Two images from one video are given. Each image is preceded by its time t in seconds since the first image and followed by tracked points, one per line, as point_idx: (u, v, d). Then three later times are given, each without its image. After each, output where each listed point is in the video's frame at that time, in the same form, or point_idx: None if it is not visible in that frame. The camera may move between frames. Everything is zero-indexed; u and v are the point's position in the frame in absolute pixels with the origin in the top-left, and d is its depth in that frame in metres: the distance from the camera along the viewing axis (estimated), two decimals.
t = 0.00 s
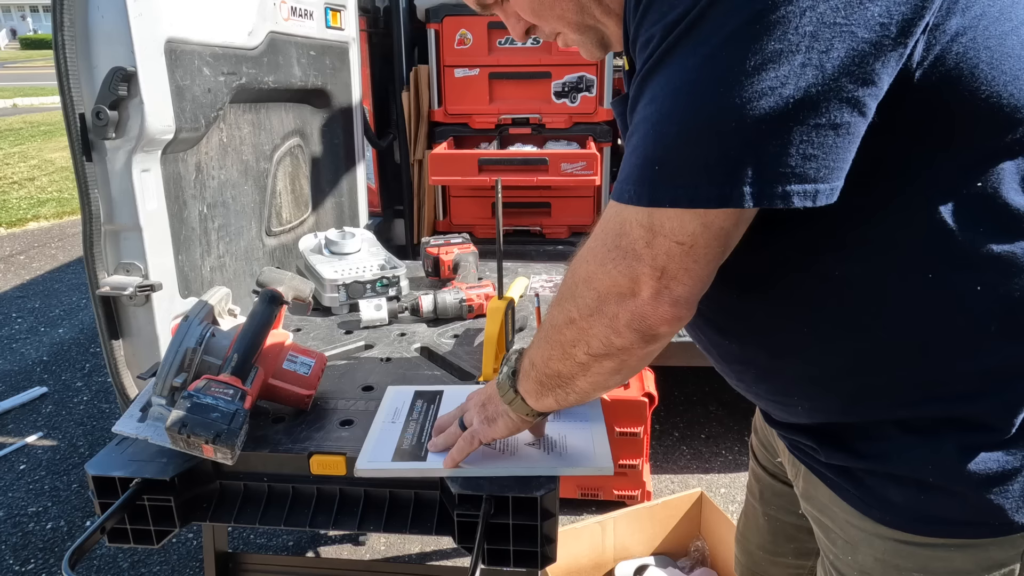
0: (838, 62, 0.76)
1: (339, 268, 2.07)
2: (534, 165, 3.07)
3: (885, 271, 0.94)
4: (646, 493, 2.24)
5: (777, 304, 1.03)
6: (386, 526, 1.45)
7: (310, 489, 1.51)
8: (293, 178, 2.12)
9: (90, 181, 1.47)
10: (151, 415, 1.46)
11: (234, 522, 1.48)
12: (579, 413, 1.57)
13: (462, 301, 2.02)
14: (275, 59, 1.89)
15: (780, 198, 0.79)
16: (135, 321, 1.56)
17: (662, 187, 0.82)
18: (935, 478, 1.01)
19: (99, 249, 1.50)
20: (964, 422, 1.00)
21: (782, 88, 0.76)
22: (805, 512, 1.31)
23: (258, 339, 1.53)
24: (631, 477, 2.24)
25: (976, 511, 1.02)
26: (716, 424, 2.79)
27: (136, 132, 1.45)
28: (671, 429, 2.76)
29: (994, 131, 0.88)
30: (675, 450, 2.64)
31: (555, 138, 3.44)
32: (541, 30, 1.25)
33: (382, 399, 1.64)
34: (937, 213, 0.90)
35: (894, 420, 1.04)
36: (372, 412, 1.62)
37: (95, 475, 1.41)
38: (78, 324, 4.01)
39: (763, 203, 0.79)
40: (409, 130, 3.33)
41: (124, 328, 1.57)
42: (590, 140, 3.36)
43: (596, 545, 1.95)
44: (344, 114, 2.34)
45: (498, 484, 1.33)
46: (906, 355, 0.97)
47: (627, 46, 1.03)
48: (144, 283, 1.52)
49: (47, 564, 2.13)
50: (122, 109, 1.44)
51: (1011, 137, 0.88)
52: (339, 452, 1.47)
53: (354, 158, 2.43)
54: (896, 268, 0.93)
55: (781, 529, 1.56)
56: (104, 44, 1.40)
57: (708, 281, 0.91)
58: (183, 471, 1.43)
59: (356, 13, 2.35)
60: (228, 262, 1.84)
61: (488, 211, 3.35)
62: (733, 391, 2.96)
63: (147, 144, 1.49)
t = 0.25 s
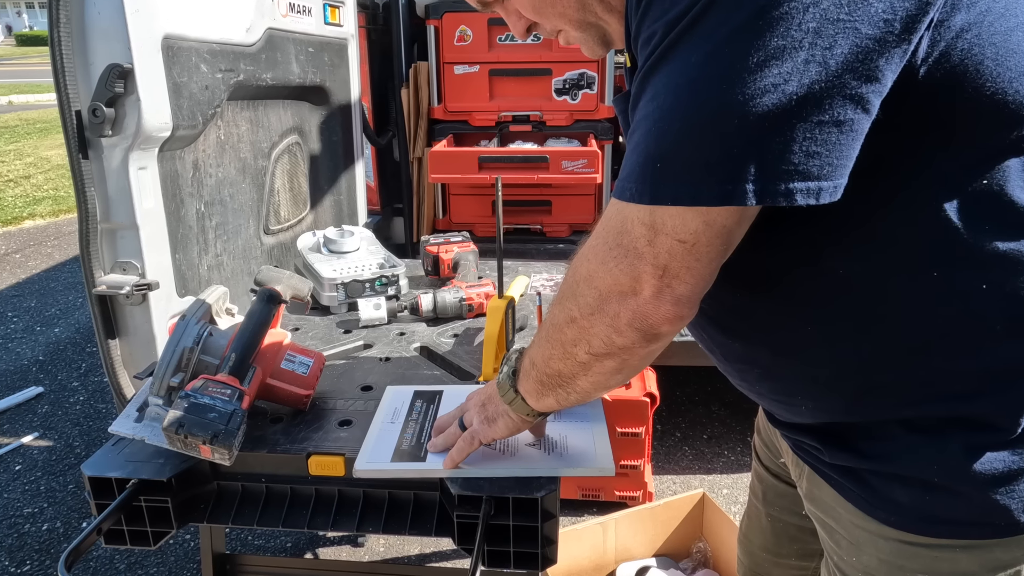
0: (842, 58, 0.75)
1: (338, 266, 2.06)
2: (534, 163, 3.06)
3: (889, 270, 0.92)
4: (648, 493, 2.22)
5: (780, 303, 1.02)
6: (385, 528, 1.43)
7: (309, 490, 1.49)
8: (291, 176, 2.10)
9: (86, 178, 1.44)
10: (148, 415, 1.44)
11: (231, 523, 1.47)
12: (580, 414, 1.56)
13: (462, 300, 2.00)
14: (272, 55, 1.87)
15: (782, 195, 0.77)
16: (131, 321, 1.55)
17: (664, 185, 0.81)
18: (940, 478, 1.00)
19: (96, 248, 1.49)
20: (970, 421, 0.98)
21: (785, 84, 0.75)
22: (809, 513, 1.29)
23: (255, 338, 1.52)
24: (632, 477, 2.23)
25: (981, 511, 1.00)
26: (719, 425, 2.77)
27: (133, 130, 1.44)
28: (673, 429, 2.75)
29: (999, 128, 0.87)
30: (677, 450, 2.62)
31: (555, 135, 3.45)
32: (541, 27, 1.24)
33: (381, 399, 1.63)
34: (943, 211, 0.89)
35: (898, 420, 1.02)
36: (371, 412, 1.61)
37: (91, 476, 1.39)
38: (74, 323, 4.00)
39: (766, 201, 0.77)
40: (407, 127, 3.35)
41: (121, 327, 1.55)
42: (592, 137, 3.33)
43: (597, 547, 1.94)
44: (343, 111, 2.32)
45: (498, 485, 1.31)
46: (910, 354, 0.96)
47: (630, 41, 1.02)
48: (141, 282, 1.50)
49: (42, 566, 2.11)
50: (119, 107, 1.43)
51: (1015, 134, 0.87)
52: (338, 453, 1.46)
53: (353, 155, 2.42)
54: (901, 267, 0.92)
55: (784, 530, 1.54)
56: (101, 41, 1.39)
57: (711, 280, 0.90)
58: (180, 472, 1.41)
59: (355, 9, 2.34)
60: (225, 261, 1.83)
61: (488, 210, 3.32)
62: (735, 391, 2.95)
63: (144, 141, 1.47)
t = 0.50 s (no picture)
0: (845, 53, 0.74)
1: (337, 265, 2.04)
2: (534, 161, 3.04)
3: (893, 267, 0.91)
4: (650, 494, 2.21)
5: (782, 301, 1.00)
6: (384, 529, 1.42)
7: (307, 490, 1.48)
8: (289, 174, 2.09)
9: (82, 175, 1.43)
10: (145, 416, 1.43)
11: (229, 524, 1.46)
12: (581, 414, 1.54)
13: (462, 299, 1.99)
14: (271, 52, 1.86)
15: (784, 192, 0.76)
16: (128, 320, 1.53)
17: (665, 182, 0.80)
18: (945, 478, 0.98)
19: (92, 246, 1.47)
20: (974, 421, 0.97)
21: (787, 80, 0.73)
22: (812, 514, 1.28)
23: (253, 337, 1.50)
24: (634, 478, 2.21)
25: (986, 511, 0.99)
26: (721, 425, 2.76)
27: (130, 127, 1.43)
28: (675, 429, 2.73)
29: (1004, 125, 0.86)
30: (679, 451, 2.61)
31: (556, 132, 3.43)
32: (543, 24, 1.22)
33: (380, 399, 1.61)
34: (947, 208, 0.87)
35: (902, 419, 1.01)
36: (370, 412, 1.59)
37: (87, 477, 1.38)
38: (70, 322, 3.98)
39: (768, 198, 0.76)
40: (406, 125, 3.33)
41: (118, 327, 1.54)
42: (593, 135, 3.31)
43: (598, 548, 1.92)
44: (341, 109, 2.31)
45: (499, 485, 1.30)
46: (913, 354, 0.94)
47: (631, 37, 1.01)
48: (137, 281, 1.49)
49: (38, 567, 2.10)
50: (116, 104, 1.42)
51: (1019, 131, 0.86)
52: (336, 453, 1.44)
53: (351, 153, 2.41)
54: (905, 264, 0.90)
55: (787, 531, 1.53)
56: (97, 37, 1.37)
57: (713, 278, 0.89)
58: (177, 473, 1.40)
59: (354, 6, 2.32)
60: (223, 259, 1.81)
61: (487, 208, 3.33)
62: (737, 391, 2.93)
63: (141, 139, 1.46)
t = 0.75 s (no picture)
0: (848, 50, 0.72)
1: (335, 264, 2.03)
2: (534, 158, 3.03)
3: (897, 267, 0.89)
4: (651, 495, 2.20)
5: (785, 300, 0.99)
6: (383, 531, 1.40)
7: (305, 491, 1.46)
8: (287, 172, 2.07)
9: (79, 173, 1.42)
10: (141, 416, 1.41)
11: (226, 526, 1.44)
12: (582, 414, 1.53)
13: (462, 298, 1.97)
14: (269, 49, 1.84)
15: (786, 189, 0.74)
16: (125, 319, 1.52)
17: (667, 180, 0.78)
18: (949, 478, 0.97)
19: (88, 245, 1.46)
20: (979, 420, 0.96)
21: (789, 77, 0.72)
22: (815, 515, 1.26)
23: (251, 337, 1.49)
24: (635, 479, 2.20)
25: (991, 511, 0.97)
26: (723, 425, 2.75)
27: (126, 125, 1.41)
28: (677, 430, 2.72)
29: (1008, 123, 0.84)
30: (680, 451, 2.59)
31: (556, 130, 3.41)
32: (545, 21, 1.21)
33: (379, 399, 1.60)
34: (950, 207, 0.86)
35: (906, 418, 0.99)
36: (369, 412, 1.58)
37: (83, 478, 1.37)
38: (66, 322, 3.96)
39: (770, 196, 0.75)
40: (406, 122, 3.29)
41: (115, 326, 1.52)
42: (594, 132, 3.30)
43: (599, 549, 1.91)
44: (340, 106, 2.29)
45: (498, 486, 1.29)
46: (917, 353, 0.93)
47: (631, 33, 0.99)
48: (134, 280, 1.48)
49: (33, 569, 2.09)
50: (112, 101, 1.40)
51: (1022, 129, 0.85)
52: (335, 454, 1.43)
53: (350, 151, 2.39)
54: (909, 263, 0.89)
55: (790, 532, 1.52)
56: (93, 33, 1.36)
57: (715, 276, 0.87)
58: (175, 474, 1.39)
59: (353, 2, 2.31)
60: (221, 258, 1.80)
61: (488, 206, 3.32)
62: (740, 391, 2.92)
63: (137, 136, 1.45)
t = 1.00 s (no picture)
0: (851, 44, 0.71)
1: (334, 262, 2.01)
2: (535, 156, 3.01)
3: (902, 265, 0.88)
4: (653, 496, 2.18)
5: (788, 298, 0.97)
6: (382, 532, 1.39)
7: (303, 492, 1.45)
8: (286, 169, 2.06)
9: (75, 171, 1.41)
10: (138, 416, 1.40)
11: (223, 527, 1.43)
12: (584, 414, 1.51)
13: (462, 297, 1.95)
14: (267, 45, 1.83)
15: (788, 185, 0.73)
16: (121, 318, 1.50)
17: (668, 176, 0.77)
18: (953, 478, 0.95)
19: (84, 243, 1.44)
20: (984, 419, 0.94)
21: (791, 72, 0.71)
22: (818, 516, 1.25)
23: (249, 336, 1.47)
24: (637, 480, 2.19)
25: (996, 512, 0.96)
26: (726, 425, 2.73)
27: (123, 122, 1.40)
28: (679, 430, 2.70)
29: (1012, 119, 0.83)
30: (682, 452, 2.58)
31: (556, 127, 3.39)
32: (546, 17, 1.20)
33: (378, 399, 1.58)
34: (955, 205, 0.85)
35: (910, 418, 0.98)
36: (367, 412, 1.56)
37: (79, 478, 1.35)
38: (62, 321, 3.95)
39: (772, 192, 0.73)
40: (405, 119, 3.27)
41: (111, 325, 1.51)
42: (595, 130, 3.28)
43: (600, 551, 1.89)
44: (339, 103, 2.28)
45: (498, 487, 1.27)
46: (920, 352, 0.91)
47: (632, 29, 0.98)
48: (131, 278, 1.47)
49: (29, 570, 2.07)
50: (108, 98, 1.39)
51: None
52: (333, 454, 1.41)
53: (349, 148, 2.38)
54: (913, 261, 0.87)
55: (793, 534, 1.50)
56: (89, 29, 1.34)
57: (717, 274, 0.86)
58: (171, 474, 1.37)
59: None
60: (218, 257, 1.78)
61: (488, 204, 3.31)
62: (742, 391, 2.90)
63: (134, 134, 1.43)
